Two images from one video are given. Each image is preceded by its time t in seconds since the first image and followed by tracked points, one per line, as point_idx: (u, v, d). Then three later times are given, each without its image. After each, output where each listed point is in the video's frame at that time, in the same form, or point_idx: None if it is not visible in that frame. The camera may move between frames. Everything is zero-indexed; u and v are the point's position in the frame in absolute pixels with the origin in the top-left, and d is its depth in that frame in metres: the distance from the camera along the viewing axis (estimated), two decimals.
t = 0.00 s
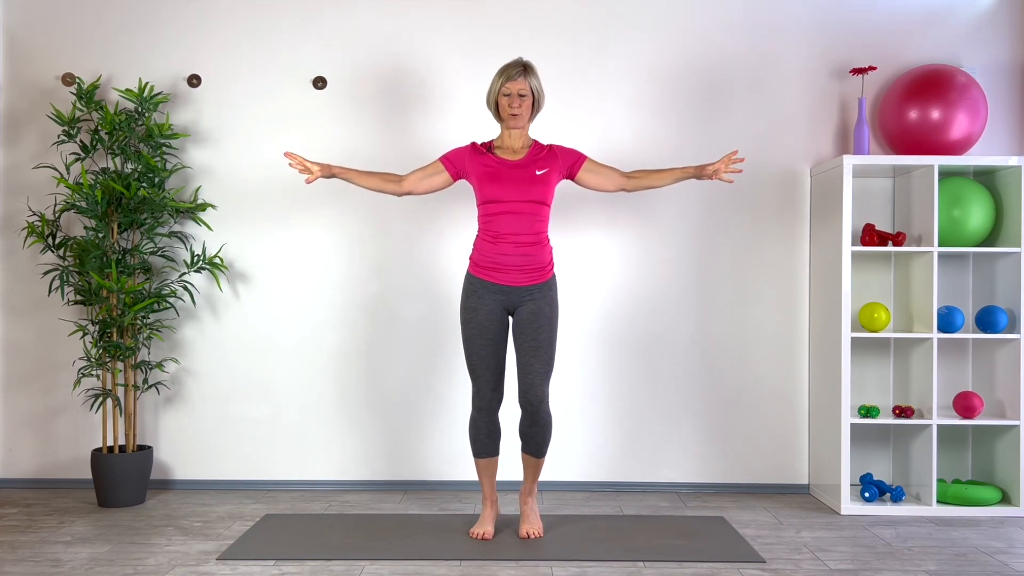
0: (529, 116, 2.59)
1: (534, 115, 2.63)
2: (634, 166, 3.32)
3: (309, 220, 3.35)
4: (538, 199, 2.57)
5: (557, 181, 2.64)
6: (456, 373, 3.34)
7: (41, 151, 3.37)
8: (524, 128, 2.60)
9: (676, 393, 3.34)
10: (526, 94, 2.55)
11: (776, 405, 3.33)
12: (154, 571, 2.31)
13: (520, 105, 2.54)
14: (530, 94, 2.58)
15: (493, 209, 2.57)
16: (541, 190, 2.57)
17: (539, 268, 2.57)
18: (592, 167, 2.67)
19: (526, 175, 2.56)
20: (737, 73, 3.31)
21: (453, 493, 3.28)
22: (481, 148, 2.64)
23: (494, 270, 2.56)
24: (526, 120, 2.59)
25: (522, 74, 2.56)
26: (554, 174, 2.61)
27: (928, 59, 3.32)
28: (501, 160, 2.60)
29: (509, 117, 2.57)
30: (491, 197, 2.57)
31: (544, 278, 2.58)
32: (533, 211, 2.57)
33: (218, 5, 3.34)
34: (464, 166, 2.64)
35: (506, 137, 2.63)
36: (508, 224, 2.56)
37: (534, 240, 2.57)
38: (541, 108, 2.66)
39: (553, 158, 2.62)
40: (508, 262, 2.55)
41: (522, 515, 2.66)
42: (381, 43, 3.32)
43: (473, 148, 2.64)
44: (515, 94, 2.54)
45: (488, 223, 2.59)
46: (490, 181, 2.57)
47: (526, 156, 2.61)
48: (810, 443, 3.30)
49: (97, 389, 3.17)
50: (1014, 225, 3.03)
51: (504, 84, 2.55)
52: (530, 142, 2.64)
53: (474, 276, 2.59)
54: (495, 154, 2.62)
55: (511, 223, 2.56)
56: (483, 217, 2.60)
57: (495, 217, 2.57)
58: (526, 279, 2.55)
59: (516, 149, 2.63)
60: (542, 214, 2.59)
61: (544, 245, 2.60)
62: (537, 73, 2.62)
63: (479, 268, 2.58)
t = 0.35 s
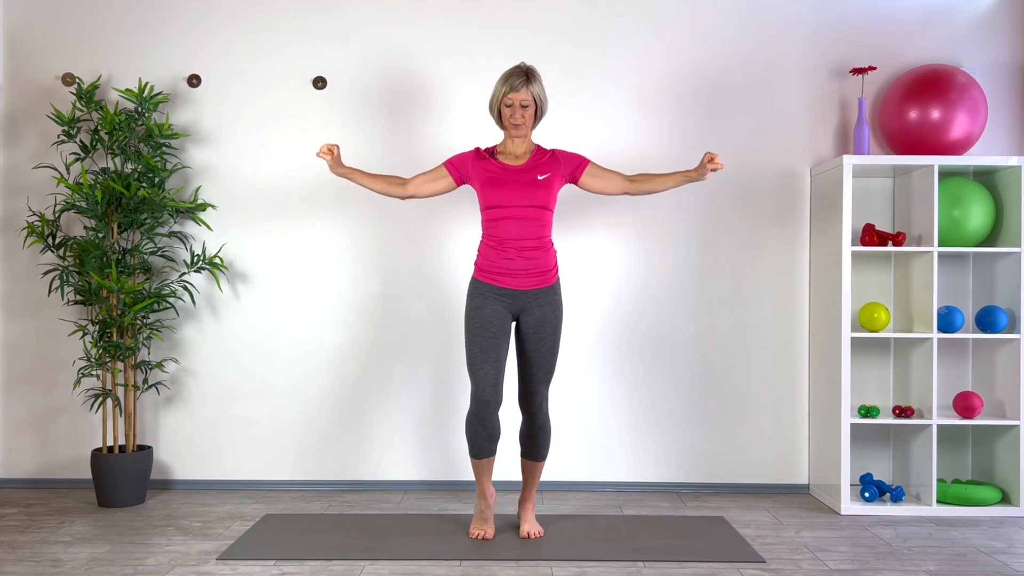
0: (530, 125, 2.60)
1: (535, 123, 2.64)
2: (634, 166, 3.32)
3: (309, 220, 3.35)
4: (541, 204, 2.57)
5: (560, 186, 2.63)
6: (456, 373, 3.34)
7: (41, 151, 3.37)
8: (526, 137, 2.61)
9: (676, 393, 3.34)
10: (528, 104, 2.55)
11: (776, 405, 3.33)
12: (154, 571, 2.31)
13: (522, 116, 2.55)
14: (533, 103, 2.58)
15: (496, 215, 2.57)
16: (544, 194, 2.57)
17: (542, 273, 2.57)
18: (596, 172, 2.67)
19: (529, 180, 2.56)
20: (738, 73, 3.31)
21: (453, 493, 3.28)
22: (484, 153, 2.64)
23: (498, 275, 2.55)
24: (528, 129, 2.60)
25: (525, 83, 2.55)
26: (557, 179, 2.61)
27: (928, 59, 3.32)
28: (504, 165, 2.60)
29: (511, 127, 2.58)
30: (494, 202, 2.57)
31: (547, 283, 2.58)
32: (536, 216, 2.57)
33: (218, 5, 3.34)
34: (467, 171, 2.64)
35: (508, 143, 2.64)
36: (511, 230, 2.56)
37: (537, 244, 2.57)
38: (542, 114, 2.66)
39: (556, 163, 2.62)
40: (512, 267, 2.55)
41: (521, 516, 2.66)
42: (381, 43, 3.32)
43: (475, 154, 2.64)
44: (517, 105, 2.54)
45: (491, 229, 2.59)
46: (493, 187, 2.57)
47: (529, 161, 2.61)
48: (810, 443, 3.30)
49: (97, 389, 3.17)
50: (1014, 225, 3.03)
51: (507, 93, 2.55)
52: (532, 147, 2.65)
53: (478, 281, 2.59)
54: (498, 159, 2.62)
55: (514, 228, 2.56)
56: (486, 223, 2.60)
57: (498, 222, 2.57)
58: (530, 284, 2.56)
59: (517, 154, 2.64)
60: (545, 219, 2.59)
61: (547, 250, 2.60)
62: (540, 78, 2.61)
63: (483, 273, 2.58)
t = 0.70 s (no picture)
0: (529, 114, 2.60)
1: (534, 112, 2.64)
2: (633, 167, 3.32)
3: (309, 220, 3.35)
4: (539, 190, 2.57)
5: (558, 173, 2.64)
6: (456, 372, 3.34)
7: (41, 151, 3.37)
8: (524, 126, 2.61)
9: (676, 393, 3.34)
10: (526, 94, 2.55)
11: (776, 405, 3.33)
12: (154, 571, 2.31)
13: (520, 105, 2.55)
14: (531, 93, 2.57)
15: (493, 200, 2.57)
16: (542, 181, 2.57)
17: (538, 260, 2.58)
18: (595, 157, 2.67)
19: (527, 166, 2.56)
20: (738, 73, 3.31)
21: (453, 493, 3.28)
22: (482, 140, 2.65)
23: (494, 262, 2.56)
24: (526, 120, 2.59)
25: (522, 74, 2.55)
26: (555, 166, 2.61)
27: (928, 59, 3.32)
28: (502, 151, 2.60)
29: (509, 117, 2.58)
30: (491, 188, 2.57)
31: (543, 271, 2.58)
32: (534, 203, 2.57)
33: (218, 6, 3.34)
34: (465, 158, 2.64)
35: (506, 131, 2.64)
36: (508, 216, 2.56)
37: (534, 231, 2.57)
38: (540, 105, 2.66)
39: (554, 150, 2.62)
40: (509, 254, 2.55)
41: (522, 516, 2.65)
42: (381, 43, 3.32)
43: (474, 140, 2.64)
44: (515, 94, 2.54)
45: (488, 214, 2.59)
46: (491, 172, 2.57)
47: (527, 148, 2.61)
48: (811, 443, 3.30)
49: (97, 389, 3.17)
50: (1014, 225, 3.03)
51: (505, 83, 2.55)
52: (530, 135, 2.66)
53: (474, 268, 2.59)
54: (496, 146, 2.63)
55: (511, 214, 2.56)
56: (483, 208, 2.60)
57: (495, 208, 2.57)
58: (524, 271, 2.56)
59: (515, 142, 2.64)
60: (543, 206, 2.59)
61: (544, 237, 2.61)
62: (538, 69, 2.61)
63: (479, 260, 2.58)
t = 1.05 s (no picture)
0: (524, 131, 2.60)
1: (528, 130, 2.64)
2: (634, 167, 3.32)
3: (309, 220, 3.35)
4: (532, 208, 2.57)
5: (552, 190, 2.63)
6: (456, 372, 3.34)
7: (41, 151, 3.37)
8: (519, 143, 2.61)
9: (676, 393, 3.34)
10: (523, 109, 2.57)
11: (776, 405, 3.33)
12: (154, 571, 2.31)
13: (516, 120, 2.56)
14: (527, 110, 2.59)
15: (487, 218, 2.58)
16: (535, 199, 2.57)
17: (533, 278, 2.57)
18: (587, 177, 2.66)
19: (520, 184, 2.56)
20: (737, 73, 3.31)
21: (453, 493, 3.28)
22: (476, 157, 2.65)
23: (488, 280, 2.56)
24: (521, 137, 2.59)
25: (520, 91, 2.56)
26: (549, 183, 2.60)
27: (928, 59, 3.32)
28: (496, 169, 2.60)
29: (504, 132, 2.57)
30: (485, 205, 2.57)
31: (537, 288, 2.58)
32: (528, 221, 2.57)
33: (218, 5, 3.34)
34: (459, 175, 2.65)
35: (500, 148, 2.64)
36: (501, 234, 2.56)
37: (529, 249, 2.57)
38: (535, 124, 2.67)
39: (547, 168, 2.61)
40: (502, 271, 2.55)
41: (523, 516, 2.66)
42: (381, 43, 3.32)
43: (468, 157, 2.65)
44: (511, 109, 2.56)
45: (482, 232, 2.59)
46: (484, 190, 2.57)
47: (521, 165, 2.61)
48: (811, 443, 3.30)
49: (97, 389, 3.17)
50: (1014, 225, 3.03)
51: (501, 98, 2.56)
52: (524, 154, 2.65)
53: (469, 285, 2.60)
54: (490, 163, 2.63)
55: (505, 232, 2.56)
56: (477, 226, 2.60)
57: (488, 226, 2.57)
58: (518, 289, 2.56)
59: (510, 159, 2.64)
60: (537, 224, 2.59)
61: (538, 255, 2.60)
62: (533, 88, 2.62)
63: (474, 277, 2.59)
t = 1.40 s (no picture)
0: (526, 116, 2.60)
1: (530, 116, 2.65)
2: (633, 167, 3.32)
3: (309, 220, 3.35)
4: (537, 193, 2.57)
5: (556, 175, 2.63)
6: (456, 372, 3.34)
7: (41, 151, 3.37)
8: (521, 129, 2.62)
9: (676, 393, 3.34)
10: (523, 95, 2.57)
11: (776, 405, 3.33)
12: (154, 571, 2.31)
13: (517, 106, 2.56)
14: (527, 96, 2.59)
15: (492, 205, 2.57)
16: (540, 184, 2.57)
17: (539, 264, 2.58)
18: (592, 160, 2.66)
19: (524, 169, 2.56)
20: (737, 73, 3.31)
21: (453, 493, 3.28)
22: (479, 144, 2.65)
23: (495, 268, 2.56)
24: (524, 121, 2.60)
25: (519, 76, 2.57)
26: (552, 169, 2.61)
27: (928, 59, 3.32)
28: (500, 155, 2.60)
29: (507, 119, 2.58)
30: (490, 192, 2.57)
31: (544, 274, 2.58)
32: (533, 206, 2.57)
33: (218, 6, 3.34)
34: (462, 163, 2.65)
35: (502, 135, 2.65)
36: (507, 220, 2.56)
37: (535, 235, 2.57)
38: (537, 109, 2.67)
39: (551, 153, 2.62)
40: (510, 258, 2.55)
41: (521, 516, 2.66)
42: (381, 44, 3.32)
43: (470, 145, 2.64)
44: (512, 95, 2.56)
45: (487, 220, 2.59)
46: (489, 177, 2.57)
47: (524, 151, 2.61)
48: (811, 443, 3.30)
49: (97, 389, 3.17)
50: (1014, 225, 3.03)
51: (502, 85, 2.56)
52: (527, 139, 2.66)
53: (476, 274, 2.58)
54: (493, 150, 2.63)
55: (510, 218, 2.56)
56: (482, 213, 2.60)
57: (494, 213, 2.57)
58: (526, 275, 2.56)
59: (512, 146, 2.64)
60: (542, 209, 2.59)
61: (544, 241, 2.60)
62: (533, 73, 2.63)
63: (480, 266, 2.58)
